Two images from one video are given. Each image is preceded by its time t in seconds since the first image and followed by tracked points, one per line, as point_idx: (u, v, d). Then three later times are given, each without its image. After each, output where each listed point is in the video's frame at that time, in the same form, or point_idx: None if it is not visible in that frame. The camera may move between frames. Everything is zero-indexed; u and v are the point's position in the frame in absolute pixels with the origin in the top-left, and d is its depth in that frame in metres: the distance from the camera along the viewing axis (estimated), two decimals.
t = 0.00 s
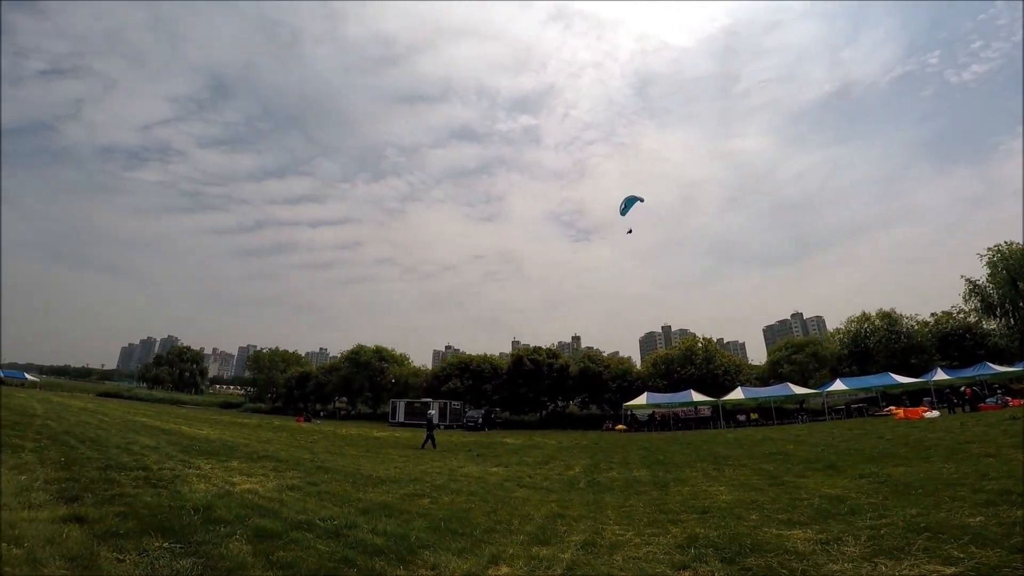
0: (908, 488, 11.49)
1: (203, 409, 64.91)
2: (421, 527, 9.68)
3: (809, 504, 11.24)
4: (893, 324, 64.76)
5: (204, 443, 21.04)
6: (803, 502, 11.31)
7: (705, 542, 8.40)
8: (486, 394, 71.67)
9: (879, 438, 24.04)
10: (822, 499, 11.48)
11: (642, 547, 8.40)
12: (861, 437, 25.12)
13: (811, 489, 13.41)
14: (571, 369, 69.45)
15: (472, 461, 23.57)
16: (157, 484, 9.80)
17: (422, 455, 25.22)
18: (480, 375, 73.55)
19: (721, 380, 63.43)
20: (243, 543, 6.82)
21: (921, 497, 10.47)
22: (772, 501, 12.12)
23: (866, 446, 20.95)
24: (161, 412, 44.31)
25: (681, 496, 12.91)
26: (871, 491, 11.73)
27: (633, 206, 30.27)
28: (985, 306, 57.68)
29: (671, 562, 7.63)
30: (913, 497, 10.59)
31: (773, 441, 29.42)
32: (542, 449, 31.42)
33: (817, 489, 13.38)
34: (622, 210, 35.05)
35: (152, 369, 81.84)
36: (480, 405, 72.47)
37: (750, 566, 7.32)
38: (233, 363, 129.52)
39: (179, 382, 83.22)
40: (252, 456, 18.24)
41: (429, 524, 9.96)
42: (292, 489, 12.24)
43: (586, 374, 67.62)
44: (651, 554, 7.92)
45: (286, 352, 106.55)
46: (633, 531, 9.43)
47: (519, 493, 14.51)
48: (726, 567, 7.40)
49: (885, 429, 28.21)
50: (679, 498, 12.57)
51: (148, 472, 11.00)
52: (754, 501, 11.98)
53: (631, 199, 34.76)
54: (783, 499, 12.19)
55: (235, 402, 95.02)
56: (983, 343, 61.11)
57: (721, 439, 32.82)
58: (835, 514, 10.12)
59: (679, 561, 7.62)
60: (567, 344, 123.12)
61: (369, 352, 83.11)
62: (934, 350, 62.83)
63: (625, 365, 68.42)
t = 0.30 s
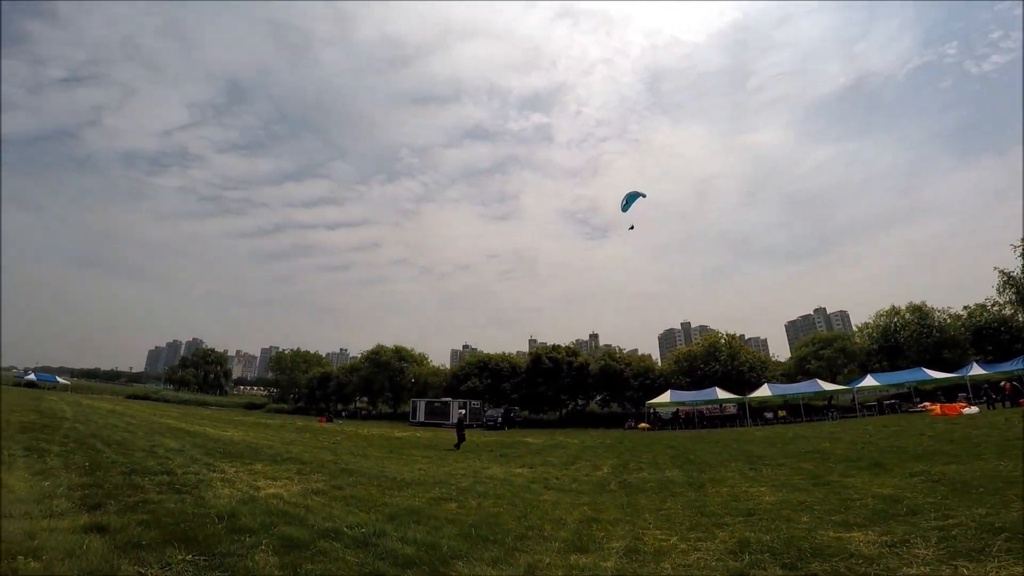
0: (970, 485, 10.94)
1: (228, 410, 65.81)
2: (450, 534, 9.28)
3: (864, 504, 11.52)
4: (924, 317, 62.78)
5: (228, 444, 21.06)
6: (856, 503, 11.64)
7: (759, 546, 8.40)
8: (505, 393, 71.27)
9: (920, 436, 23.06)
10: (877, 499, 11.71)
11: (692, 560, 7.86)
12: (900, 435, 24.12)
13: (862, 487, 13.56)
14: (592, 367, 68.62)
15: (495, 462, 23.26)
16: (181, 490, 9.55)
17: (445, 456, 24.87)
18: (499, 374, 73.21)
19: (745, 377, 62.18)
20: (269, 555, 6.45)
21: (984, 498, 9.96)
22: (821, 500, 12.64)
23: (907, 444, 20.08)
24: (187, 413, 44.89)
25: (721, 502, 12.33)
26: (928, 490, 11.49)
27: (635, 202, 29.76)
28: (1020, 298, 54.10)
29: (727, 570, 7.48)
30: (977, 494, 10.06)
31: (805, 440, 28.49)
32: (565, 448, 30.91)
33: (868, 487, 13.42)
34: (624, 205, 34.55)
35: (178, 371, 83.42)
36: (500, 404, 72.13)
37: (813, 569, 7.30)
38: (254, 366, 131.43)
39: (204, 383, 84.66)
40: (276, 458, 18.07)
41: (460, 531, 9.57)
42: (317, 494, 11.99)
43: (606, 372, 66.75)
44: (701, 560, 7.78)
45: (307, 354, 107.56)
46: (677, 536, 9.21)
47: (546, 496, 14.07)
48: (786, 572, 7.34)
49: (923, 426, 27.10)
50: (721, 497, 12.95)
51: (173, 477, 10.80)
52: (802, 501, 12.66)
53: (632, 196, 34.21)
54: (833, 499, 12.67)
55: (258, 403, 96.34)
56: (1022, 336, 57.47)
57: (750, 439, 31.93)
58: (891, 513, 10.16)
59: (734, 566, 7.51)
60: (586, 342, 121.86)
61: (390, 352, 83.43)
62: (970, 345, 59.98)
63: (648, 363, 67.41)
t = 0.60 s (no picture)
0: None
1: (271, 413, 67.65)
2: (497, 538, 8.94)
3: (943, 500, 10.77)
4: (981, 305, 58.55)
5: (273, 446, 21.43)
6: (935, 499, 10.93)
7: (840, 545, 8.21)
8: (540, 392, 70.83)
9: (988, 428, 21.69)
10: (957, 495, 10.98)
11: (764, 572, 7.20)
12: (964, 428, 22.74)
13: (936, 483, 12.74)
14: (627, 364, 67.43)
15: (534, 460, 22.94)
16: (229, 494, 9.52)
17: (484, 456, 24.76)
18: (533, 373, 72.83)
19: (790, 372, 60.10)
20: (320, 563, 6.25)
21: None
22: (894, 497, 12.02)
23: (975, 437, 18.85)
24: (232, 416, 46.27)
25: (783, 506, 11.59)
26: (1014, 484, 10.89)
27: (649, 195, 29.28)
28: None
29: (806, 571, 7.21)
30: None
31: (860, 435, 27.03)
32: (604, 446, 30.39)
33: (943, 483, 12.60)
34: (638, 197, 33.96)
35: (224, 375, 86.66)
36: (535, 403, 71.75)
37: (906, 570, 7.17)
38: (294, 369, 134.98)
39: (248, 387, 87.41)
40: (319, 459, 18.24)
41: (507, 535, 9.22)
42: (362, 496, 11.90)
43: (642, 369, 65.45)
44: (777, 562, 7.48)
45: (344, 356, 109.74)
46: (744, 535, 8.89)
47: (593, 495, 13.66)
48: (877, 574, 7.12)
49: (989, 419, 25.46)
50: (782, 496, 12.59)
51: (221, 480, 10.85)
52: (874, 497, 12.23)
53: (648, 188, 33.58)
54: (906, 496, 11.99)
55: (299, 405, 98.91)
56: None
57: (798, 434, 30.72)
58: (979, 509, 9.73)
59: (820, 567, 7.31)
60: (619, 339, 120.20)
61: (424, 353, 84.25)
62: None
63: (686, 358, 64.83)
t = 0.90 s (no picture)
0: None
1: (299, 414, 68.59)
2: (539, 545, 8.49)
3: (1013, 499, 10.02)
4: None
5: (302, 448, 21.46)
6: (1003, 499, 10.20)
7: (911, 546, 7.65)
8: (564, 392, 70.27)
9: None
10: None
11: None
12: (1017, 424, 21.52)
13: (1000, 482, 11.94)
14: (653, 363, 66.34)
15: (562, 460, 22.57)
16: (264, 499, 9.39)
17: (511, 457, 24.42)
18: (556, 373, 72.33)
19: (823, 369, 58.50)
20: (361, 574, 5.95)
21: None
22: (955, 497, 11.27)
23: None
24: (261, 418, 46.90)
25: (837, 509, 10.92)
26: None
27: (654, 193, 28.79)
28: None
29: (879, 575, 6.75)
30: None
31: (904, 434, 25.85)
32: (633, 446, 29.73)
33: (1007, 482, 11.80)
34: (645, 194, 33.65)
35: (252, 378, 88.43)
36: (559, 403, 71.23)
37: (991, 570, 6.64)
38: (319, 369, 137.09)
39: (276, 388, 88.88)
40: (347, 462, 18.15)
41: (548, 541, 8.77)
42: (393, 501, 11.65)
43: (669, 368, 64.31)
44: (844, 566, 7.02)
45: (368, 357, 110.81)
46: (801, 539, 8.49)
47: (631, 497, 13.17)
48: (959, 575, 6.60)
49: None
50: (834, 499, 11.92)
51: (255, 485, 10.74)
52: (931, 497, 11.44)
53: (654, 185, 33.15)
54: (968, 495, 11.24)
55: (325, 406, 100.24)
56: None
57: (834, 434, 29.60)
58: None
59: (894, 569, 6.82)
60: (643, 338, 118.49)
61: (447, 354, 84.38)
62: None
63: (713, 356, 63.45)
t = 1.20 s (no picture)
0: None
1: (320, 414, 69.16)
2: (579, 547, 8.06)
3: None
4: None
5: (325, 448, 21.35)
6: None
7: (983, 542, 7.12)
8: (583, 389, 69.66)
9: None
10: None
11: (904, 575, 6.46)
12: None
13: None
14: (674, 359, 65.37)
15: (586, 456, 22.19)
16: (292, 502, 9.14)
17: (535, 455, 24.07)
18: (574, 370, 71.81)
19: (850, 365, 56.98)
20: None
21: None
22: (1016, 492, 10.62)
23: None
24: (283, 418, 47.26)
25: (891, 507, 10.32)
26: None
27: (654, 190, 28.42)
28: None
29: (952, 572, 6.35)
30: None
31: (942, 429, 24.86)
32: (659, 443, 29.17)
33: None
34: (647, 190, 32.97)
35: (274, 378, 89.57)
36: (579, 400, 70.63)
37: None
38: (339, 369, 138.78)
39: (297, 388, 89.81)
40: (371, 462, 17.90)
41: (587, 543, 8.33)
42: (422, 503, 11.34)
43: (690, 364, 63.28)
44: (915, 564, 6.68)
45: (387, 356, 111.46)
46: (860, 537, 8.14)
47: (665, 496, 12.72)
48: None
49: None
50: (884, 497, 11.36)
51: (282, 487, 10.52)
52: (991, 492, 10.79)
53: (655, 180, 32.43)
54: None
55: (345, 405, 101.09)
56: None
57: (867, 429, 28.67)
58: None
59: (970, 566, 6.41)
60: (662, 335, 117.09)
61: (465, 352, 84.30)
62: None
63: (737, 352, 62.43)
